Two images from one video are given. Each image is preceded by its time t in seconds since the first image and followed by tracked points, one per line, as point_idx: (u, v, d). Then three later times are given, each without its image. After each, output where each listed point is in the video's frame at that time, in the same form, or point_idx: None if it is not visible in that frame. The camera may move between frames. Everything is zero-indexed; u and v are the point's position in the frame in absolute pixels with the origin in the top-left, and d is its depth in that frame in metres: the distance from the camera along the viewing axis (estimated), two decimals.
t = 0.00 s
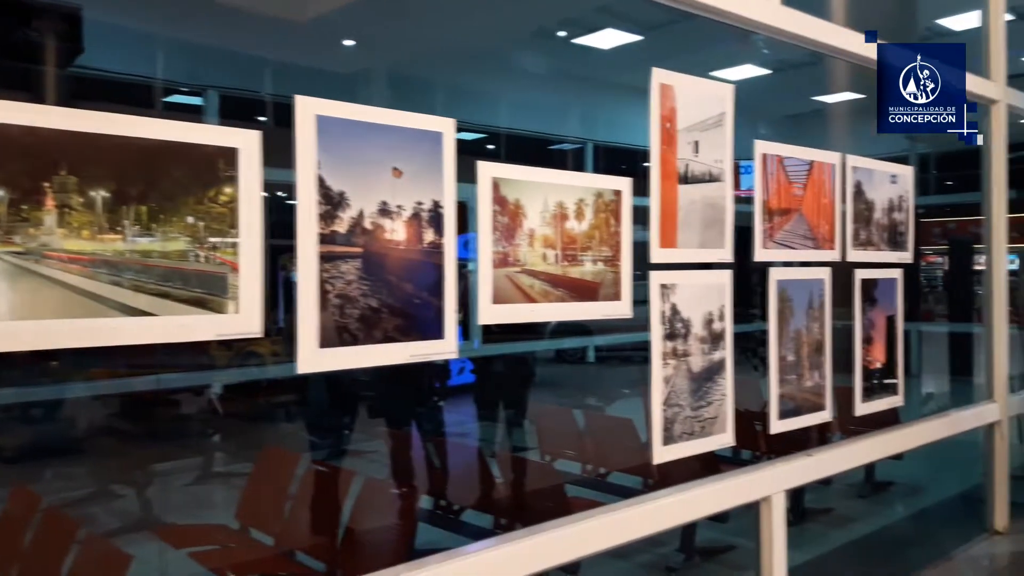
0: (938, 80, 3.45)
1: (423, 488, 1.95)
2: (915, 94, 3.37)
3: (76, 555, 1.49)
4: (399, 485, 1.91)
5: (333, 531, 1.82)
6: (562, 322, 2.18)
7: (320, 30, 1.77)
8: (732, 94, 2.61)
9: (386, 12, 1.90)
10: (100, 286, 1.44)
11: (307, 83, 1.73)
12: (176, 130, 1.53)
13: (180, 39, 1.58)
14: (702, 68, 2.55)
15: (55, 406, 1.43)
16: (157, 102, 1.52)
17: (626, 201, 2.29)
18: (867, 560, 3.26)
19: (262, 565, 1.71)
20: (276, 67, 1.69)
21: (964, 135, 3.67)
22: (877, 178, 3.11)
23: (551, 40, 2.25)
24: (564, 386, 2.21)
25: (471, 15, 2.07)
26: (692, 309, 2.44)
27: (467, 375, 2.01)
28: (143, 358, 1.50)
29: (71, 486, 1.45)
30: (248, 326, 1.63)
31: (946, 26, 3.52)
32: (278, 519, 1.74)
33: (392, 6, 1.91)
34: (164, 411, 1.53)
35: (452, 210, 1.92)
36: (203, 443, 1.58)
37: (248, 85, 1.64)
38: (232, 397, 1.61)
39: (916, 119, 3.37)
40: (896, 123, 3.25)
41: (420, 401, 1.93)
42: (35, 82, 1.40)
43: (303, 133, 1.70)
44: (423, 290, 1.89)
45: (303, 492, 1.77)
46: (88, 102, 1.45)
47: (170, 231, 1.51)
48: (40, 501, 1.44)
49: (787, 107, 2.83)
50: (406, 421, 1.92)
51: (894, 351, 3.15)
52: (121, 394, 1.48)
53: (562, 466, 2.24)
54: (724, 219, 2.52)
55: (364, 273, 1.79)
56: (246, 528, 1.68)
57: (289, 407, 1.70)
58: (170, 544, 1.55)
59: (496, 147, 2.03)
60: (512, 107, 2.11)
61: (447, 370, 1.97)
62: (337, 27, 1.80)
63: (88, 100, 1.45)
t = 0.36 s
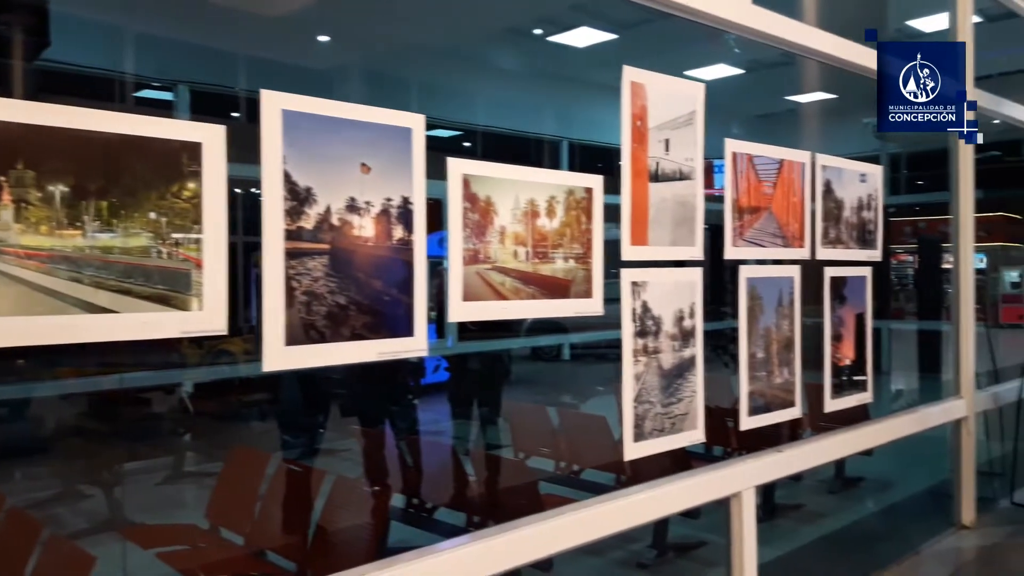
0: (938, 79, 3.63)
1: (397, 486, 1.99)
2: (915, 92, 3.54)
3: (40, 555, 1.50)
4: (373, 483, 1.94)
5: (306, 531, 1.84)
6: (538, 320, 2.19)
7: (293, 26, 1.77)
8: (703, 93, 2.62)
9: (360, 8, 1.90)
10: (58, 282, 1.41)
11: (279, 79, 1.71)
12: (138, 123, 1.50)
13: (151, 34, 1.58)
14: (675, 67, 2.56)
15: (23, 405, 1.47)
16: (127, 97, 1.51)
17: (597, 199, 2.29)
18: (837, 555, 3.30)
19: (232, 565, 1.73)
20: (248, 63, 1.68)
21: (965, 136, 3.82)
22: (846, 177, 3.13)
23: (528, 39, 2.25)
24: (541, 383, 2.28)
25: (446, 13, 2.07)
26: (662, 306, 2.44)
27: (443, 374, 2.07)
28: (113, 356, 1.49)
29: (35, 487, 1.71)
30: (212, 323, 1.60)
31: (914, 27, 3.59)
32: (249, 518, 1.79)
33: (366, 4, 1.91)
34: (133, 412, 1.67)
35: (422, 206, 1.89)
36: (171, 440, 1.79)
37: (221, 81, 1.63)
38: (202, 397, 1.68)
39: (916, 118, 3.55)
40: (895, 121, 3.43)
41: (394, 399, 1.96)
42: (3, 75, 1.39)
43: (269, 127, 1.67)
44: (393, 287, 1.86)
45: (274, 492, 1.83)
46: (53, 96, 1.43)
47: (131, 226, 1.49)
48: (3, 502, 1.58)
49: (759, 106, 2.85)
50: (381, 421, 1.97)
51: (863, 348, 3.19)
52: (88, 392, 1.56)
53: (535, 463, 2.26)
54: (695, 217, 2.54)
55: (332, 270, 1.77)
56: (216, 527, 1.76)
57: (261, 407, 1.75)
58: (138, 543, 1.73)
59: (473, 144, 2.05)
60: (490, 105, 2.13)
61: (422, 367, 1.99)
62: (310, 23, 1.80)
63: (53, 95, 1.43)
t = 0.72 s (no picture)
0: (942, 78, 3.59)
1: (368, 488, 1.93)
2: (916, 93, 3.60)
3: None
4: (344, 485, 1.89)
5: (275, 532, 1.78)
6: (513, 320, 2.18)
7: (266, 22, 1.73)
8: (674, 93, 2.63)
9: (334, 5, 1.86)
10: (14, 282, 1.38)
11: (250, 77, 1.68)
12: (98, 121, 1.47)
13: (117, 28, 1.53)
14: (646, 67, 2.56)
15: None
16: (94, 94, 1.48)
17: (567, 197, 2.28)
18: (807, 551, 3.33)
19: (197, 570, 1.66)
20: (220, 60, 1.64)
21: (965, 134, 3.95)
22: (815, 176, 3.17)
23: (503, 37, 2.23)
24: (515, 383, 2.23)
25: (419, 11, 2.04)
26: (632, 305, 2.45)
27: (413, 373, 2.01)
28: (78, 359, 1.47)
29: None
30: (174, 324, 1.57)
31: (882, 29, 3.62)
32: (217, 520, 1.70)
33: None
34: (104, 411, 1.54)
35: (389, 205, 1.88)
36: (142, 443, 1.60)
37: (192, 78, 1.60)
38: (174, 398, 1.60)
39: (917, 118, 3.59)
40: (894, 121, 3.58)
41: (367, 400, 1.91)
42: None
43: (232, 125, 1.64)
44: (360, 287, 1.84)
45: (243, 492, 1.74)
46: (12, 91, 1.39)
47: (90, 226, 1.46)
48: None
49: (730, 107, 2.86)
50: (351, 421, 1.90)
51: (831, 346, 3.22)
52: (56, 394, 1.48)
53: (506, 463, 2.22)
54: (665, 216, 2.54)
55: (297, 270, 1.75)
56: (183, 530, 1.66)
57: (228, 408, 1.68)
58: (99, 548, 1.61)
59: (447, 143, 2.03)
60: (463, 103, 2.10)
61: (395, 367, 1.96)
62: (283, 19, 1.76)
63: (15, 90, 1.39)
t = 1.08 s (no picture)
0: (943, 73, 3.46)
1: (339, 485, 1.89)
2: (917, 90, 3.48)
3: None
4: (315, 481, 1.85)
5: (244, 530, 1.74)
6: (488, 315, 2.18)
7: (239, 15, 1.70)
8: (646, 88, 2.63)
9: None
10: None
11: (224, 70, 1.66)
12: (58, 112, 1.43)
13: (88, 21, 1.51)
14: (620, 63, 2.56)
15: None
16: (62, 85, 1.45)
17: (538, 194, 2.28)
18: (777, 546, 3.35)
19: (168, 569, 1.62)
20: (193, 52, 1.62)
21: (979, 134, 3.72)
22: (785, 174, 3.18)
23: (479, 32, 2.22)
24: (487, 380, 2.21)
25: (392, 5, 2.02)
26: (603, 301, 2.45)
27: (385, 370, 1.98)
28: (49, 355, 1.43)
29: None
30: (135, 320, 1.53)
31: (853, 28, 3.66)
32: (185, 519, 1.65)
33: None
34: (70, 410, 1.47)
35: (357, 199, 1.85)
36: (110, 441, 1.52)
37: (164, 71, 1.58)
38: (142, 394, 1.55)
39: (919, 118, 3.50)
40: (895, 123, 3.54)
41: (338, 397, 1.88)
42: None
43: (195, 117, 1.61)
44: (327, 283, 1.82)
45: (216, 490, 1.69)
46: None
47: (47, 219, 1.41)
48: None
49: (702, 105, 2.87)
50: (322, 419, 1.86)
51: (800, 342, 3.25)
52: (20, 391, 1.41)
53: (478, 460, 2.21)
54: (636, 213, 2.55)
55: (262, 265, 1.72)
56: (150, 530, 1.60)
57: (199, 405, 1.64)
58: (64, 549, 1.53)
59: (423, 138, 2.02)
60: (439, 97, 2.08)
61: (367, 364, 1.93)
62: (257, 12, 1.73)
63: None
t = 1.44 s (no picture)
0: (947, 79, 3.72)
1: (308, 489, 1.91)
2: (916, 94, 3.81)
3: None
4: (282, 485, 1.86)
5: (210, 535, 1.75)
6: (462, 317, 2.18)
7: (208, 14, 1.70)
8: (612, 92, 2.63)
9: None
10: None
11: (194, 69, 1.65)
12: (13, 111, 1.40)
13: (57, 19, 1.51)
14: (589, 65, 2.57)
15: None
16: (26, 84, 1.43)
17: (506, 195, 2.27)
18: (746, 545, 3.38)
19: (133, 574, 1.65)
20: (163, 50, 1.62)
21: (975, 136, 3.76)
22: (752, 177, 3.20)
23: (450, 33, 2.23)
24: (461, 381, 2.25)
25: (364, 5, 2.03)
26: (572, 303, 2.45)
27: (355, 374, 1.98)
28: (17, 356, 1.42)
29: None
30: (91, 323, 1.50)
31: (821, 32, 3.71)
32: (149, 523, 1.68)
33: None
34: (36, 414, 1.49)
35: (321, 201, 1.83)
36: (75, 446, 1.65)
37: (130, 70, 1.56)
38: (107, 398, 1.58)
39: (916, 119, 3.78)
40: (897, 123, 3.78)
41: (310, 400, 1.89)
42: None
43: (155, 118, 1.58)
44: (291, 285, 1.80)
45: (180, 495, 1.72)
46: None
47: None
48: None
49: (671, 109, 2.90)
50: (291, 422, 1.88)
51: (767, 344, 3.28)
52: None
53: (449, 463, 2.22)
54: (604, 215, 2.55)
55: (223, 267, 1.70)
56: (114, 536, 1.67)
57: (168, 410, 1.64)
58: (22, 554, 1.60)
59: (396, 140, 2.02)
60: (409, 97, 2.07)
61: (337, 367, 1.93)
62: (227, 12, 1.74)
63: None
